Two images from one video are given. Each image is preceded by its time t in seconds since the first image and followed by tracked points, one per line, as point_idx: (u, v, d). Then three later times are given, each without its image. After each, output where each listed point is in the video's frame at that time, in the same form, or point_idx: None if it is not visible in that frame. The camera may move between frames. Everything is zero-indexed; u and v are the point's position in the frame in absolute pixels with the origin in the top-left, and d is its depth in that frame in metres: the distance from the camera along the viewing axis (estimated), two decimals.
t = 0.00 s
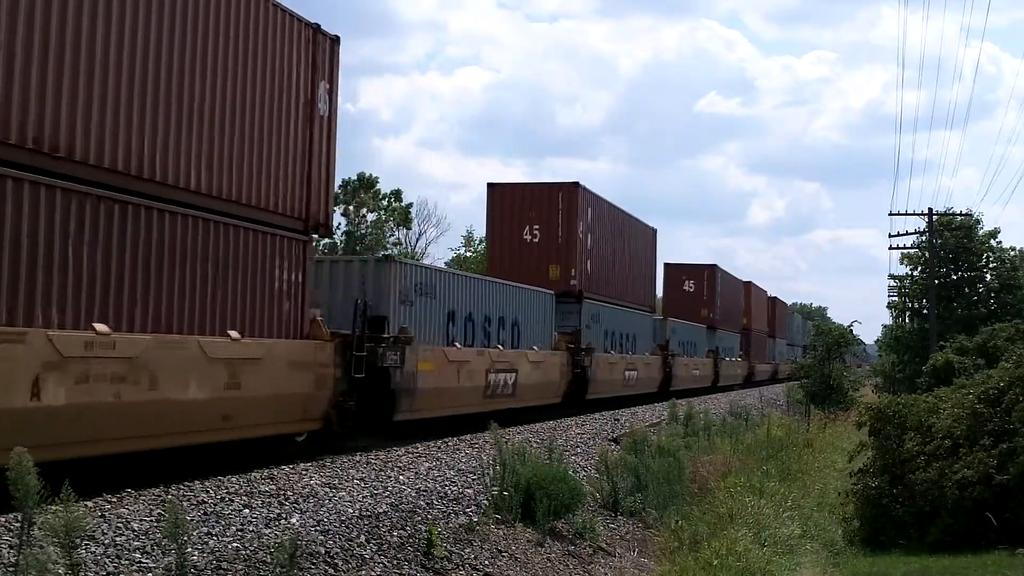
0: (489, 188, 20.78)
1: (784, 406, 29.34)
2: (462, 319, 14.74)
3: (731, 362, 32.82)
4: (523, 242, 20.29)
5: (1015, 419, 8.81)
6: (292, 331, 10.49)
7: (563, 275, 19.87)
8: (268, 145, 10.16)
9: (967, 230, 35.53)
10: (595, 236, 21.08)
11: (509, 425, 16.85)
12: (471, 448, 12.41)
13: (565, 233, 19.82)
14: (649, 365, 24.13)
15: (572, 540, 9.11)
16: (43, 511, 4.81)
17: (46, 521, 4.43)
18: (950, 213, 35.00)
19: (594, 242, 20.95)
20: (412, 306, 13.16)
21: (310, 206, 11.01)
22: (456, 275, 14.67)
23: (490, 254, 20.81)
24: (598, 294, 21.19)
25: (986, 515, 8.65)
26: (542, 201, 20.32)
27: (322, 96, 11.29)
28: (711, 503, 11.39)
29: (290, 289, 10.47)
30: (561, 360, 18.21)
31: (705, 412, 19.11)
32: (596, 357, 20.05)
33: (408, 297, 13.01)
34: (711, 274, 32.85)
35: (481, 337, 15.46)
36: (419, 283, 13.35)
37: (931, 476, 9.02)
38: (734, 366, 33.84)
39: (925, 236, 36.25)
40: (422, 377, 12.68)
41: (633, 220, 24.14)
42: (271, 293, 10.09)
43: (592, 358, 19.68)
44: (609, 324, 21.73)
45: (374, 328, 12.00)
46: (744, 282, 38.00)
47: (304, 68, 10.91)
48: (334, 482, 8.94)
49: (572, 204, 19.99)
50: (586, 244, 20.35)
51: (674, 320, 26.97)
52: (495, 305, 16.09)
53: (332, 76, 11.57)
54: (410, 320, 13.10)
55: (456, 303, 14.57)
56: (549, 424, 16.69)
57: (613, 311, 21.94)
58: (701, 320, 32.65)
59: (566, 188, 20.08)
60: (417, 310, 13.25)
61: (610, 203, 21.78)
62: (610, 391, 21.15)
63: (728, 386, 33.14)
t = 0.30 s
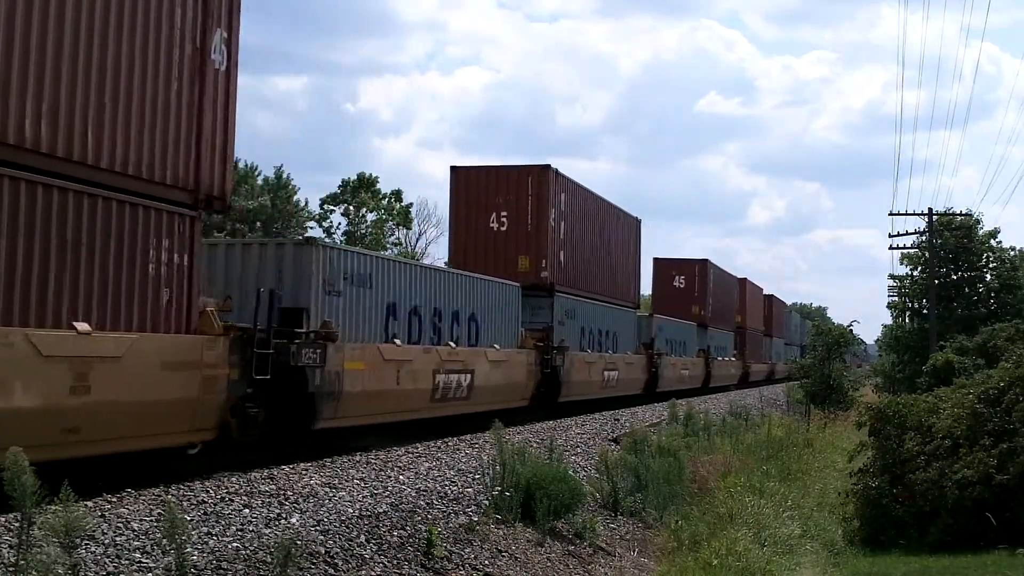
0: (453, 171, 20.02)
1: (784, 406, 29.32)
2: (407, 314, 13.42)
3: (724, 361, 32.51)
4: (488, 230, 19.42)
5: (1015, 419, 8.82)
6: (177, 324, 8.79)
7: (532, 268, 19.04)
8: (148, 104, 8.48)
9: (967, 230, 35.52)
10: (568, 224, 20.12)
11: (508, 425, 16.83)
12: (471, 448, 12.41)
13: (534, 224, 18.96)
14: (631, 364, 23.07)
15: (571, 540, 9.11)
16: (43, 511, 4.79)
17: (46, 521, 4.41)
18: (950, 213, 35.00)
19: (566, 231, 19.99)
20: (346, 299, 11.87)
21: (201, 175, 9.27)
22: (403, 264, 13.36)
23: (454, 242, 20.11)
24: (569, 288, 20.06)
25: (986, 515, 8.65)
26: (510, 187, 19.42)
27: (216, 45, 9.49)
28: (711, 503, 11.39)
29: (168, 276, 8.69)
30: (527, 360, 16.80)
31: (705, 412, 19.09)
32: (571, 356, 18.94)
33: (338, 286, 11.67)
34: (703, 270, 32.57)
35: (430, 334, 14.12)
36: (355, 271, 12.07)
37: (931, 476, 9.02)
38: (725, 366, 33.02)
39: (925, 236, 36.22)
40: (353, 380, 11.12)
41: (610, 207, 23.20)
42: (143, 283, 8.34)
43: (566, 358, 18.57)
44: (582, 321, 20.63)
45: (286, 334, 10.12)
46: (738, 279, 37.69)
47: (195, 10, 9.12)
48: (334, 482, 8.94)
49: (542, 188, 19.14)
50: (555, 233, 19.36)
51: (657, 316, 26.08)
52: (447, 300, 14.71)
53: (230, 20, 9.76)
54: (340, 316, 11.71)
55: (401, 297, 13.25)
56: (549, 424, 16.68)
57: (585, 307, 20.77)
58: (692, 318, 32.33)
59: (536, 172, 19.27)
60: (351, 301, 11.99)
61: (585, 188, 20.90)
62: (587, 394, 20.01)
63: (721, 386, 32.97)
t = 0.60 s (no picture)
0: (408, 152, 17.75)
1: (784, 406, 29.30)
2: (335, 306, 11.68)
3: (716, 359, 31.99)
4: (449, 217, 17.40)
5: (1014, 419, 8.82)
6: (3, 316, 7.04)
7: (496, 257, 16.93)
8: None
9: (967, 230, 35.49)
10: (541, 208, 18.20)
11: (507, 425, 16.83)
12: (471, 448, 12.40)
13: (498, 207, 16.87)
14: (613, 363, 21.59)
15: (571, 540, 9.10)
16: (43, 511, 4.80)
17: (46, 521, 4.41)
18: (950, 213, 34.99)
19: (539, 217, 18.10)
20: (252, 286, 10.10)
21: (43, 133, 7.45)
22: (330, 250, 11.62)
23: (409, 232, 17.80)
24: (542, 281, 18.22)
25: (986, 515, 8.66)
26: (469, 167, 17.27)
27: None
28: (710, 503, 11.38)
29: None
30: (487, 357, 15.24)
31: (705, 412, 19.08)
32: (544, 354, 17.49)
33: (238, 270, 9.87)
34: (694, 264, 31.74)
35: (364, 329, 12.34)
36: (262, 254, 10.29)
37: (931, 476, 9.02)
38: (714, 367, 31.82)
39: (925, 236, 36.18)
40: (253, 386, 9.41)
41: (586, 192, 21.41)
42: None
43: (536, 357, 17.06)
44: (557, 317, 18.97)
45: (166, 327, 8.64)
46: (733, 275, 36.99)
47: None
48: (334, 482, 8.94)
49: (509, 168, 16.99)
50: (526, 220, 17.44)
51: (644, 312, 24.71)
52: (387, 291, 12.90)
53: None
54: (242, 307, 9.95)
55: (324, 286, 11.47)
56: (549, 424, 16.67)
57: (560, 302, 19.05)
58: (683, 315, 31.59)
59: (502, 148, 16.93)
60: (260, 292, 10.26)
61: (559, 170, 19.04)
62: (562, 396, 18.46)
63: (714, 386, 32.57)
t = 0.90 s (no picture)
0: (354, 128, 15.93)
1: (784, 406, 29.29)
2: (237, 296, 9.81)
3: (708, 359, 30.90)
4: (399, 200, 15.57)
5: (1014, 419, 8.82)
6: None
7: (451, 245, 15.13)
8: None
9: (968, 230, 35.48)
10: (503, 190, 16.53)
11: (507, 425, 16.84)
12: (471, 448, 12.41)
13: (454, 189, 15.15)
14: (587, 362, 19.95)
15: (571, 540, 9.10)
16: (42, 511, 4.79)
17: (46, 520, 4.41)
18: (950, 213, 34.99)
19: (501, 199, 16.39)
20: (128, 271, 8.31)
21: None
22: (230, 227, 9.71)
23: (357, 216, 15.90)
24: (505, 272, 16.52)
25: (987, 515, 8.66)
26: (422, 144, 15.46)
27: None
28: (710, 503, 11.39)
29: None
30: (436, 354, 13.38)
31: (705, 412, 19.07)
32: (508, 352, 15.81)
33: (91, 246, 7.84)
34: (682, 258, 29.67)
35: (276, 321, 10.46)
36: (132, 229, 8.31)
37: (931, 476, 9.02)
38: (703, 368, 30.41)
39: (925, 236, 36.14)
40: (109, 391, 7.47)
41: (557, 173, 19.71)
42: None
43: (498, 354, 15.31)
44: (524, 311, 17.21)
45: None
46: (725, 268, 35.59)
47: None
48: (334, 482, 8.95)
49: (466, 145, 15.17)
50: (485, 202, 15.72)
51: (627, 308, 22.98)
52: (301, 279, 10.87)
53: None
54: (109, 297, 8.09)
55: (222, 273, 9.56)
56: (549, 424, 16.67)
57: (527, 294, 17.34)
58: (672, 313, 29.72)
59: (458, 122, 15.12)
60: (129, 277, 8.32)
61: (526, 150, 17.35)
62: (528, 398, 16.79)
63: (707, 386, 31.77)
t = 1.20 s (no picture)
0: (288, 98, 14.23)
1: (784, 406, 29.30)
2: (106, 281, 8.30)
3: (699, 359, 29.79)
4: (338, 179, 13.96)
5: (1014, 419, 8.82)
6: None
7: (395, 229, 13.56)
8: None
9: (967, 230, 35.48)
10: (458, 170, 15.00)
11: (506, 425, 16.85)
12: (471, 448, 12.41)
13: (399, 166, 13.58)
14: (558, 362, 18.41)
15: (571, 540, 9.10)
16: (42, 511, 4.79)
17: (46, 521, 4.40)
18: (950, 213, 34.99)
19: (455, 180, 14.89)
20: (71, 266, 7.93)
21: None
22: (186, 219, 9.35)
23: (290, 199, 14.21)
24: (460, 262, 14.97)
25: (987, 515, 8.66)
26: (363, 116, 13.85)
27: None
28: (710, 503, 11.39)
29: None
30: (369, 353, 11.84)
31: (705, 412, 19.08)
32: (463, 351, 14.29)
33: (21, 237, 7.41)
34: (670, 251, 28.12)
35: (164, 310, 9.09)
36: None
37: (931, 476, 9.02)
38: (693, 368, 29.14)
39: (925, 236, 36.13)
40: None
41: (524, 154, 18.16)
42: None
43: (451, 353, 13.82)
44: (484, 305, 15.67)
45: None
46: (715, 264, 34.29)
47: None
48: (334, 482, 8.95)
49: (413, 116, 13.60)
50: (436, 182, 14.18)
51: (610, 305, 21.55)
52: (262, 273, 10.49)
53: None
54: (53, 294, 7.72)
55: (181, 268, 9.23)
56: (549, 424, 16.68)
57: (487, 286, 15.81)
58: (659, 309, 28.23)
59: (403, 90, 13.56)
60: None
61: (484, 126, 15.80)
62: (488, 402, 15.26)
63: (700, 386, 30.75)
